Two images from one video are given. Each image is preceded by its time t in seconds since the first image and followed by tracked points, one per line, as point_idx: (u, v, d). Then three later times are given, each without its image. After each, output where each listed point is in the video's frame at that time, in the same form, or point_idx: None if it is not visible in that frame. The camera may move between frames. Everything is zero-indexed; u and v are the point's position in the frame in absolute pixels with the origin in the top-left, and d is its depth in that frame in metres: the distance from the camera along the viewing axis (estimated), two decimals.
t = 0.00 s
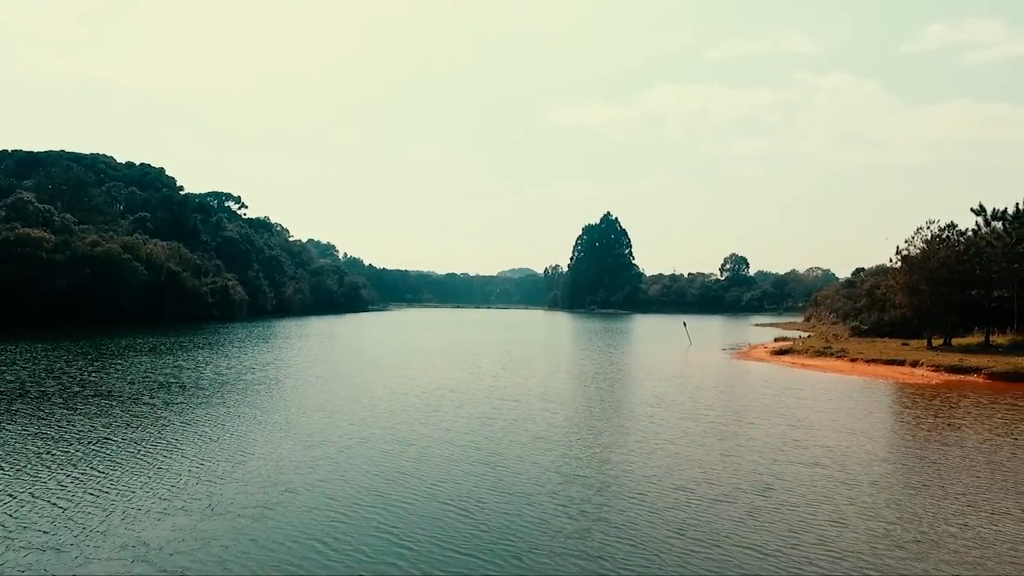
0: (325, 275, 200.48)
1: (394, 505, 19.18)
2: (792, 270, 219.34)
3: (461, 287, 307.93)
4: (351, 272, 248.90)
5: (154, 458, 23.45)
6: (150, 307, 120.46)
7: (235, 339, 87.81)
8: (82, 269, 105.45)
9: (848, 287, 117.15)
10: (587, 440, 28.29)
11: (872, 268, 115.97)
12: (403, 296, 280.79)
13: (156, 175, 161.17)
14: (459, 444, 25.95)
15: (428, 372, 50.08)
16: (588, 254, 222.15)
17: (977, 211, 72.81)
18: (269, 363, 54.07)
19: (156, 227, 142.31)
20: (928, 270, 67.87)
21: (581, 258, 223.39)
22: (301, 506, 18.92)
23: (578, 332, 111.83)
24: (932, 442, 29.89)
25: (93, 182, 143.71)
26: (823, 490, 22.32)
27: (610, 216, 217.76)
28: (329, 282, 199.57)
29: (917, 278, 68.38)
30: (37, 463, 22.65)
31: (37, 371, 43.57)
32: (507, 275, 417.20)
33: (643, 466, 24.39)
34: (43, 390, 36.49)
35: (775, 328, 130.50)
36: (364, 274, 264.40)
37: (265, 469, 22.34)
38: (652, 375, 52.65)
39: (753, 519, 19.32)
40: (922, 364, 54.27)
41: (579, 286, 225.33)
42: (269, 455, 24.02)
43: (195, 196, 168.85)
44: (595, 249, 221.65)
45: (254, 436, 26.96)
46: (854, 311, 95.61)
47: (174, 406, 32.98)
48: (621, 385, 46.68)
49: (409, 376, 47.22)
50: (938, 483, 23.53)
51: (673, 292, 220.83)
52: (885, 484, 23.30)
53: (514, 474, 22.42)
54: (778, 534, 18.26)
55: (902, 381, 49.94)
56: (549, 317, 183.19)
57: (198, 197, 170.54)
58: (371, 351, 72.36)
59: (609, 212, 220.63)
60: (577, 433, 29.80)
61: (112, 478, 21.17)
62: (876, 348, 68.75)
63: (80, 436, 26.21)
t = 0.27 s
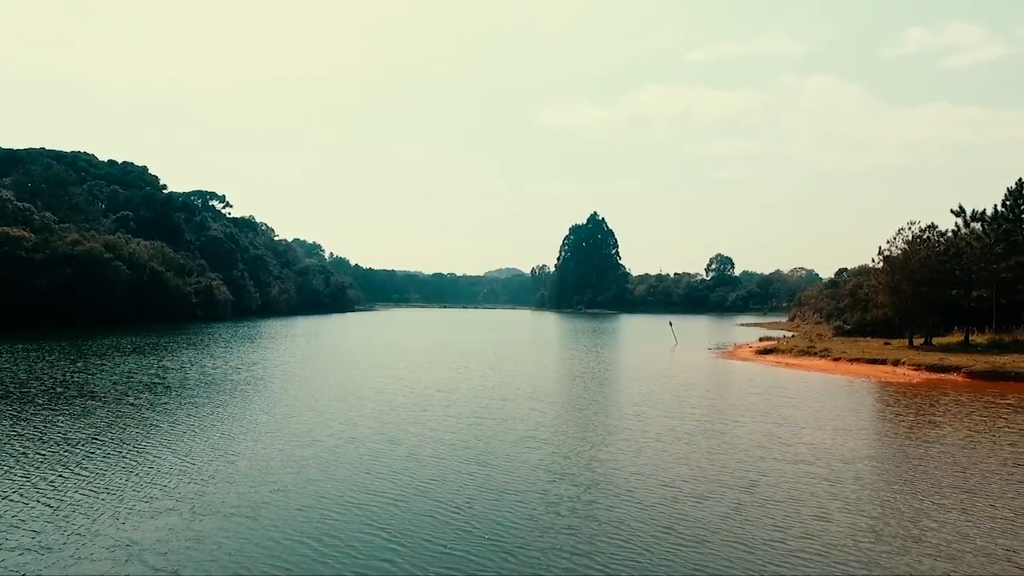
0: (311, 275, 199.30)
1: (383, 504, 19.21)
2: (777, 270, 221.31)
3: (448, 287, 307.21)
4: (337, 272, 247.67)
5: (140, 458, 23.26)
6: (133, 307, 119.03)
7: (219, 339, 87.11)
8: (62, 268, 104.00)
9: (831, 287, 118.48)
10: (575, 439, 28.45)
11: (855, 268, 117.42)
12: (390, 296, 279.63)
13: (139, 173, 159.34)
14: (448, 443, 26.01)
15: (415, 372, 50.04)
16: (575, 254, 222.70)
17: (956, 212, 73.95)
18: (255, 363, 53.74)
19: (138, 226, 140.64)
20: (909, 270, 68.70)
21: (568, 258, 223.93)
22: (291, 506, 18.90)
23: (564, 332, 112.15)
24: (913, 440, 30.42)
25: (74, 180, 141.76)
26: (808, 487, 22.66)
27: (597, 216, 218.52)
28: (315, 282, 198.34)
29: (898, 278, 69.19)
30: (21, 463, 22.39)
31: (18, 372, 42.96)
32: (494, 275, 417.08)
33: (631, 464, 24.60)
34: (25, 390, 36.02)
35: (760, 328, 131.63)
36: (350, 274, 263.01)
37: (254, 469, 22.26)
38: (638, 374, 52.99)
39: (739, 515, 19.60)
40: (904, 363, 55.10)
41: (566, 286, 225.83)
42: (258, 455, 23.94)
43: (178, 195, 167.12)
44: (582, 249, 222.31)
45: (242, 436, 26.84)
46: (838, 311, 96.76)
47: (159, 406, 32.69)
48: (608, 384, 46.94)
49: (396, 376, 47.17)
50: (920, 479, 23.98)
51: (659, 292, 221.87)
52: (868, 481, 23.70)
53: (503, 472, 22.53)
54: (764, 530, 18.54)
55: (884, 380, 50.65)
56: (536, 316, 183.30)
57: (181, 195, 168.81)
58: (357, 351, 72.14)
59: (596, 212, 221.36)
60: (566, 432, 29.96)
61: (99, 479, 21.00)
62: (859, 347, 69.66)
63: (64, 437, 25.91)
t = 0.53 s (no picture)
0: (297, 274, 198.05)
1: (374, 503, 19.24)
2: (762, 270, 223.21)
3: (435, 287, 306.51)
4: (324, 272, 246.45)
5: (127, 459, 23.11)
6: (115, 307, 117.63)
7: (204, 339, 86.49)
8: (43, 268, 102.63)
9: (816, 287, 119.76)
10: (564, 438, 28.58)
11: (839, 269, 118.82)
12: (377, 296, 278.58)
13: (122, 172, 157.50)
14: (437, 443, 26.05)
15: (402, 372, 49.96)
16: (562, 254, 223.19)
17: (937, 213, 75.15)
18: (240, 364, 53.39)
19: (121, 226, 138.94)
20: (891, 270, 69.61)
21: (556, 258, 224.41)
22: (281, 505, 18.89)
23: (552, 332, 112.50)
24: (896, 437, 30.92)
25: (55, 179, 139.76)
26: (793, 484, 22.98)
27: (584, 216, 219.23)
28: (301, 282, 197.08)
29: (881, 278, 69.97)
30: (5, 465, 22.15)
31: None
32: (482, 275, 416.81)
33: (620, 462, 24.78)
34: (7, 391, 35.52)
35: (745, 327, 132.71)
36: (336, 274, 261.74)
37: (243, 469, 22.20)
38: (625, 374, 53.30)
39: (726, 512, 19.85)
40: (886, 362, 55.91)
41: (554, 286, 226.28)
42: (247, 455, 23.87)
43: (162, 194, 165.36)
44: (569, 249, 222.88)
45: (230, 436, 26.73)
46: (822, 311, 97.86)
47: (144, 407, 32.38)
48: (596, 383, 47.14)
49: (384, 376, 47.05)
50: (902, 475, 24.41)
51: (646, 291, 222.82)
52: (852, 477, 24.08)
53: (493, 471, 22.63)
54: (750, 526, 18.81)
55: (868, 379, 51.29)
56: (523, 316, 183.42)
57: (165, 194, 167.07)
58: (344, 351, 71.78)
59: (583, 212, 222.05)
60: (555, 431, 30.08)
61: (85, 480, 20.85)
62: (843, 346, 70.57)
63: (47, 439, 25.59)
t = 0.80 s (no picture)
0: (280, 274, 196.41)
1: (362, 502, 19.27)
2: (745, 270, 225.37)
3: (420, 287, 305.49)
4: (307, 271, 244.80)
5: (112, 460, 22.89)
6: (94, 307, 115.89)
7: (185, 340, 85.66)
8: (19, 267, 100.84)
9: (797, 288, 121.24)
10: (550, 437, 28.75)
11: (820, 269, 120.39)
12: (360, 296, 277.12)
13: (100, 170, 155.10)
14: (424, 442, 26.09)
15: (387, 372, 49.85)
16: (547, 254, 223.64)
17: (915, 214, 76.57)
18: (223, 364, 52.94)
19: (99, 225, 136.72)
20: (870, 270, 70.78)
21: (540, 258, 224.84)
22: (268, 504, 18.87)
23: (536, 332, 112.79)
24: (875, 434, 31.48)
25: (31, 176, 137.19)
26: (776, 480, 23.36)
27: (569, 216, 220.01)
28: (283, 281, 195.43)
29: (861, 278, 71.09)
30: None
31: None
32: (467, 275, 416.31)
33: (606, 461, 25.00)
34: None
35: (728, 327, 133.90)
36: (319, 274, 259.98)
37: (231, 469, 22.11)
38: (610, 373, 53.63)
39: (710, 508, 20.14)
40: (865, 361, 56.86)
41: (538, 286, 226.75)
42: (234, 455, 23.77)
43: (142, 192, 163.08)
44: (554, 249, 223.39)
45: (216, 437, 26.58)
46: (803, 311, 99.12)
47: (127, 408, 32.02)
48: (581, 383, 47.35)
49: (368, 376, 46.96)
50: (881, 471, 24.91)
51: (630, 291, 223.88)
52: (832, 474, 24.52)
53: (480, 470, 22.72)
54: (733, 521, 19.12)
55: (847, 377, 52.13)
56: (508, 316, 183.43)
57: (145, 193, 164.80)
58: (328, 351, 71.47)
59: (568, 213, 222.75)
60: (541, 430, 30.24)
61: (70, 481, 20.65)
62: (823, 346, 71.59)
63: (27, 440, 25.22)
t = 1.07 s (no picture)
0: (265, 274, 194.84)
1: (351, 501, 19.32)
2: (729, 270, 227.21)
3: (406, 286, 304.50)
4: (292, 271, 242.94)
5: (98, 461, 22.68)
6: (75, 306, 114.29)
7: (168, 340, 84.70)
8: None
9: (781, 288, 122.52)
10: (538, 436, 28.89)
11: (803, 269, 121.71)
12: (346, 296, 275.66)
13: (81, 167, 152.86)
14: (412, 442, 26.12)
15: (374, 372, 49.66)
16: (534, 254, 223.91)
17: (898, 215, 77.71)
18: (208, 364, 52.49)
19: (80, 223, 134.74)
20: (853, 270, 71.74)
21: (527, 258, 225.05)
22: (258, 504, 18.87)
23: (523, 331, 112.93)
24: (857, 432, 31.98)
25: (10, 174, 134.85)
26: (760, 477, 23.70)
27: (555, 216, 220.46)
28: (268, 281, 193.92)
29: (843, 279, 71.95)
30: None
31: None
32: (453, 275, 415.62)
33: (594, 459, 25.20)
34: None
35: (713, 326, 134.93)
36: (305, 274, 258.18)
37: (220, 470, 22.02)
38: (597, 373, 53.94)
39: (696, 505, 20.43)
40: (848, 360, 57.63)
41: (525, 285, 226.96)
42: (222, 456, 23.67)
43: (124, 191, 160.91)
44: (540, 249, 223.72)
45: (204, 437, 26.43)
46: (786, 310, 100.19)
47: (112, 409, 31.72)
48: (568, 382, 47.49)
49: (355, 376, 46.79)
50: (863, 468, 25.36)
51: (616, 291, 224.75)
52: (815, 471, 24.93)
53: (468, 469, 22.81)
54: (719, 518, 19.40)
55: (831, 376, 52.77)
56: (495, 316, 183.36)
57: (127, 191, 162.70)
58: (313, 351, 71.03)
59: (554, 213, 223.27)
60: (528, 429, 30.34)
61: (56, 482, 20.46)
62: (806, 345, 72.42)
63: (11, 442, 24.89)
